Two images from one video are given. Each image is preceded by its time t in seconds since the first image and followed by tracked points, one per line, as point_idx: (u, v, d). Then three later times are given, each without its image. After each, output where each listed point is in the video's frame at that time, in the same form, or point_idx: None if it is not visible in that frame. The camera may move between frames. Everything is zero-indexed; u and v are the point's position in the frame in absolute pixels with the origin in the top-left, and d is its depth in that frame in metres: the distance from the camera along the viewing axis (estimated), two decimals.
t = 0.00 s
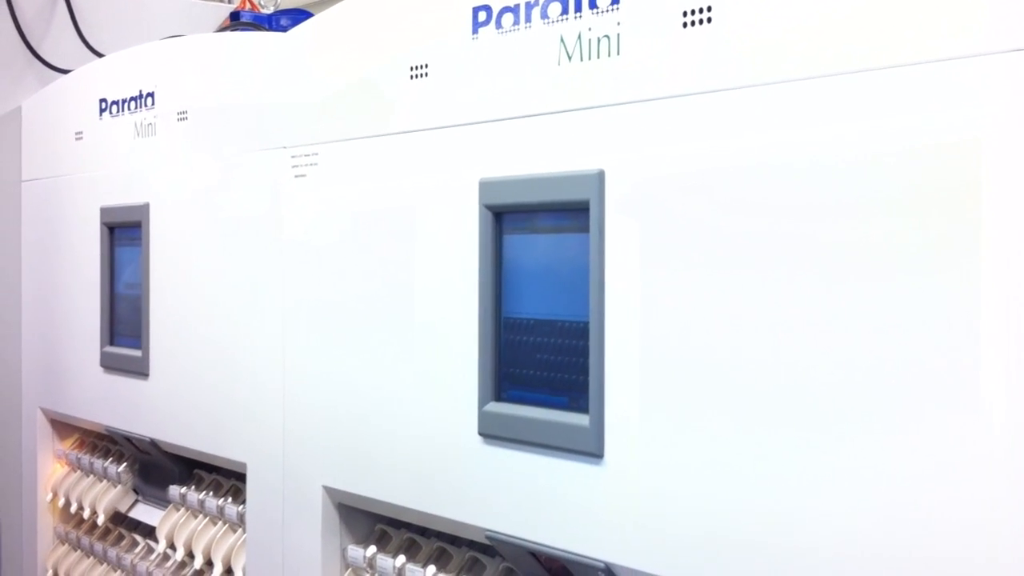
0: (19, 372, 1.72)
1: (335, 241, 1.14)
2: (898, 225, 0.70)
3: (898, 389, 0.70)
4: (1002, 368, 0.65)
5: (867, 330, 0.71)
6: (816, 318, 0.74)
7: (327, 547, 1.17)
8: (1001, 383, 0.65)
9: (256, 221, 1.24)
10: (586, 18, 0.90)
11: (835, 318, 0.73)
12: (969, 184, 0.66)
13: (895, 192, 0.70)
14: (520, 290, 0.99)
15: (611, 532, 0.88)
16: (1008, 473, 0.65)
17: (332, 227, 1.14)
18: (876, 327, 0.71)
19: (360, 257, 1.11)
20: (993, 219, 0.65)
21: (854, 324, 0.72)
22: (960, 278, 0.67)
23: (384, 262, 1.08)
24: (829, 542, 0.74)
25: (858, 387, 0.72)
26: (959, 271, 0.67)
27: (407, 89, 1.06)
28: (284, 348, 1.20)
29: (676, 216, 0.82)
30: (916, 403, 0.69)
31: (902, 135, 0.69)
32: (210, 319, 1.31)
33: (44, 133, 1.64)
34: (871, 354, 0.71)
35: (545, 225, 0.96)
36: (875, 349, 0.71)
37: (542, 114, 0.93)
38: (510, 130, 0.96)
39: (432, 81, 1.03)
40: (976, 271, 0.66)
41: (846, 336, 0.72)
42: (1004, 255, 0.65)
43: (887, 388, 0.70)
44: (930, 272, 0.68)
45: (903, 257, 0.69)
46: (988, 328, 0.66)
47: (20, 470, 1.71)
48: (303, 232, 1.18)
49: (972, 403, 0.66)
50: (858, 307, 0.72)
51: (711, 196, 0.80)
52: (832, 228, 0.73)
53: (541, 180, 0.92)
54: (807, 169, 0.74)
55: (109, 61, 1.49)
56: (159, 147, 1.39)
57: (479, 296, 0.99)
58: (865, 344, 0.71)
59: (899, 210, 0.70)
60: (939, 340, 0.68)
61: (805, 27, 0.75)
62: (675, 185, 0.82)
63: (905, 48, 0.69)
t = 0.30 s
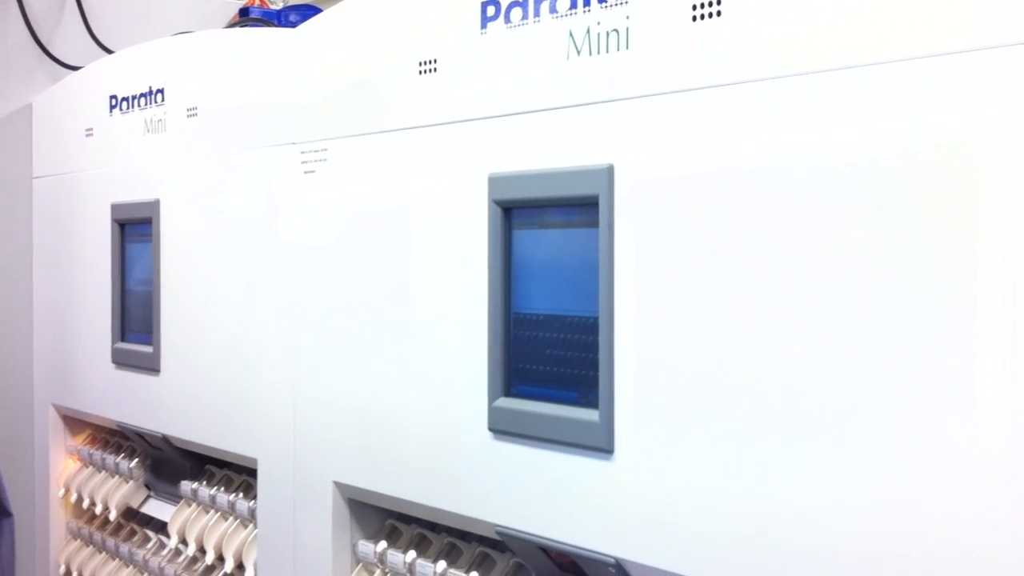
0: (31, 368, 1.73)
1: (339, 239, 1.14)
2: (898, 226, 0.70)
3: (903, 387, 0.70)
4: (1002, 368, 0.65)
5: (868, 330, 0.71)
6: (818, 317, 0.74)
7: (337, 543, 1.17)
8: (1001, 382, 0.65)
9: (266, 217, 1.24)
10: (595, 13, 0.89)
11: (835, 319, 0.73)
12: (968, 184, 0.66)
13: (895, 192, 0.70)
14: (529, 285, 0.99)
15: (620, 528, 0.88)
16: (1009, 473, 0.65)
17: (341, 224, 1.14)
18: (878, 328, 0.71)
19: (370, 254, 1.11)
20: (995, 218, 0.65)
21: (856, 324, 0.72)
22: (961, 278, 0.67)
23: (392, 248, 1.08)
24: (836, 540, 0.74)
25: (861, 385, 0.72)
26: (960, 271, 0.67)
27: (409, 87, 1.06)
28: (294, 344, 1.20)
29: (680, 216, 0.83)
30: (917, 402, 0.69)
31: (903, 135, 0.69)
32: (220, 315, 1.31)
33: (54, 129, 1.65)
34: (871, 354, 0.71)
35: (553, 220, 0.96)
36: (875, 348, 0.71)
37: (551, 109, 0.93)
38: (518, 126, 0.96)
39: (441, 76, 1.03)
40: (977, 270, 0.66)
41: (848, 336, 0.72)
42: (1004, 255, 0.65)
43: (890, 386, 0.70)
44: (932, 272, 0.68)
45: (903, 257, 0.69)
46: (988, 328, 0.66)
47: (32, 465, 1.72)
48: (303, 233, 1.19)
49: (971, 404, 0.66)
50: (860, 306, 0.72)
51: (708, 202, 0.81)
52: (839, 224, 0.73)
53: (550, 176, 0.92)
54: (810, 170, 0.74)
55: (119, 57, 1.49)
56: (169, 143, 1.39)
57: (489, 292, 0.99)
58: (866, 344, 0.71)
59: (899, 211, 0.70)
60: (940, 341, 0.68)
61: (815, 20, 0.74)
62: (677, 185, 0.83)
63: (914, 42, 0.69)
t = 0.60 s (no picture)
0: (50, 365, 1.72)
1: (347, 236, 1.14)
2: (910, 222, 0.69)
3: (928, 382, 0.68)
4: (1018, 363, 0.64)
5: (881, 327, 0.71)
6: (837, 311, 0.73)
7: (357, 540, 1.16)
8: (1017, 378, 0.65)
9: (283, 212, 1.23)
10: (615, 2, 0.88)
11: (851, 314, 0.72)
12: (983, 178, 0.66)
13: (907, 189, 0.69)
14: (548, 279, 0.98)
15: (642, 524, 0.87)
16: None
17: (359, 218, 1.13)
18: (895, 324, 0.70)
19: (389, 248, 1.10)
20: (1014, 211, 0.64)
21: (876, 320, 0.71)
22: (975, 274, 0.66)
23: (398, 245, 1.09)
24: (866, 536, 0.72)
25: (883, 378, 0.71)
26: (973, 266, 0.66)
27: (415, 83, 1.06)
28: (313, 340, 1.20)
29: (689, 214, 0.82)
30: (949, 396, 0.67)
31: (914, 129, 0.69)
32: (238, 311, 1.30)
33: (71, 125, 1.64)
34: (887, 350, 0.71)
35: (573, 213, 0.95)
36: (890, 345, 0.70)
37: (571, 101, 0.92)
38: (537, 118, 0.95)
39: (459, 68, 1.02)
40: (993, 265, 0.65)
41: (871, 327, 0.71)
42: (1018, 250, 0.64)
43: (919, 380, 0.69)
44: (948, 266, 0.67)
45: (914, 253, 0.69)
46: (1003, 323, 0.65)
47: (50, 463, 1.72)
48: (306, 229, 1.20)
49: (1004, 398, 0.65)
50: (870, 302, 0.71)
51: (718, 195, 0.80)
52: (863, 215, 0.72)
53: (570, 168, 0.91)
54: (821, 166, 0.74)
55: (136, 52, 1.49)
56: (186, 138, 1.38)
57: (508, 286, 0.98)
58: (880, 340, 0.71)
59: (911, 206, 0.69)
60: (949, 339, 0.67)
61: (844, 7, 0.73)
62: (689, 180, 0.82)
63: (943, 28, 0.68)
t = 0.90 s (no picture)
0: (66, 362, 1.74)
1: (357, 235, 1.15)
2: (909, 224, 0.69)
3: (941, 382, 0.68)
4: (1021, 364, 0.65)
5: (882, 330, 0.71)
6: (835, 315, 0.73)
7: (371, 539, 1.16)
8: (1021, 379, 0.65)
9: (297, 211, 1.23)
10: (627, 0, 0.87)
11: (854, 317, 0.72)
12: (986, 180, 0.66)
13: (910, 192, 0.69)
14: (562, 278, 0.97)
15: (656, 525, 0.87)
16: None
17: (372, 218, 1.13)
18: (898, 330, 0.70)
19: (402, 249, 1.10)
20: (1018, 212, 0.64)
21: (884, 322, 0.71)
22: (978, 276, 0.66)
23: (399, 245, 1.10)
24: (884, 537, 0.72)
25: (890, 381, 0.71)
26: (975, 269, 0.66)
27: (418, 85, 1.07)
28: (327, 338, 1.20)
29: (696, 215, 0.82)
30: (967, 395, 0.67)
31: (917, 132, 0.69)
32: (252, 309, 1.30)
33: (86, 124, 1.64)
34: (890, 353, 0.71)
35: (587, 212, 0.95)
36: (894, 348, 0.70)
37: (585, 99, 0.91)
38: (551, 116, 0.94)
39: (473, 66, 1.01)
40: (995, 266, 0.65)
41: (878, 328, 0.71)
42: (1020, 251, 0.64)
43: (937, 379, 0.68)
44: (953, 267, 0.67)
45: (913, 256, 0.69)
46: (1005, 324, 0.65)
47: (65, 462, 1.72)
48: (306, 228, 1.22)
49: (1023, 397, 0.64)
50: (872, 305, 0.71)
51: (725, 194, 0.80)
52: (874, 216, 0.71)
53: (583, 165, 0.91)
54: (818, 168, 0.74)
55: (150, 51, 1.49)
56: (201, 136, 1.38)
57: (521, 284, 0.97)
58: (881, 344, 0.71)
59: (913, 209, 0.69)
60: (954, 340, 0.67)
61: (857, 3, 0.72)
62: (704, 177, 0.81)
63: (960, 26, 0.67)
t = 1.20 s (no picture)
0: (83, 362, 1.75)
1: (372, 234, 1.15)
2: (909, 225, 0.70)
3: (958, 381, 0.68)
4: None
5: (887, 332, 0.71)
6: (836, 320, 0.74)
7: (386, 537, 1.16)
8: None
9: (313, 210, 1.23)
10: None
11: (857, 319, 0.73)
12: (991, 181, 0.66)
13: (914, 194, 0.70)
14: (578, 276, 0.97)
15: (672, 524, 0.86)
16: None
17: (389, 217, 1.13)
18: (909, 333, 0.70)
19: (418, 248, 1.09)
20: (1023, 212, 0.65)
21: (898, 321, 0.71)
22: (984, 277, 0.66)
23: (416, 244, 1.10)
24: (904, 537, 0.72)
25: (900, 380, 0.71)
26: (978, 270, 0.67)
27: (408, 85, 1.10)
28: (343, 337, 1.20)
29: (713, 214, 0.82)
30: (987, 395, 0.67)
31: (919, 133, 0.69)
32: (269, 308, 1.30)
33: (102, 122, 1.65)
34: (900, 353, 0.71)
35: (603, 210, 0.94)
36: (905, 348, 0.70)
37: (601, 97, 0.91)
38: (567, 114, 0.94)
39: (488, 64, 1.01)
40: (999, 267, 0.66)
41: (886, 327, 0.71)
42: None
43: (957, 379, 0.68)
44: (959, 267, 0.67)
45: (933, 256, 0.69)
46: (1008, 323, 0.65)
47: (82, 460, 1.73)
48: (321, 227, 1.22)
49: None
50: (878, 305, 0.72)
51: (743, 193, 0.80)
52: (891, 215, 0.71)
53: (599, 164, 0.90)
54: (818, 169, 0.75)
55: (166, 50, 1.49)
56: (216, 135, 1.39)
57: (537, 283, 0.97)
58: (888, 345, 0.71)
59: (917, 210, 0.70)
60: (974, 340, 0.67)
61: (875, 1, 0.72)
62: (721, 175, 0.81)
63: (978, 23, 0.67)
